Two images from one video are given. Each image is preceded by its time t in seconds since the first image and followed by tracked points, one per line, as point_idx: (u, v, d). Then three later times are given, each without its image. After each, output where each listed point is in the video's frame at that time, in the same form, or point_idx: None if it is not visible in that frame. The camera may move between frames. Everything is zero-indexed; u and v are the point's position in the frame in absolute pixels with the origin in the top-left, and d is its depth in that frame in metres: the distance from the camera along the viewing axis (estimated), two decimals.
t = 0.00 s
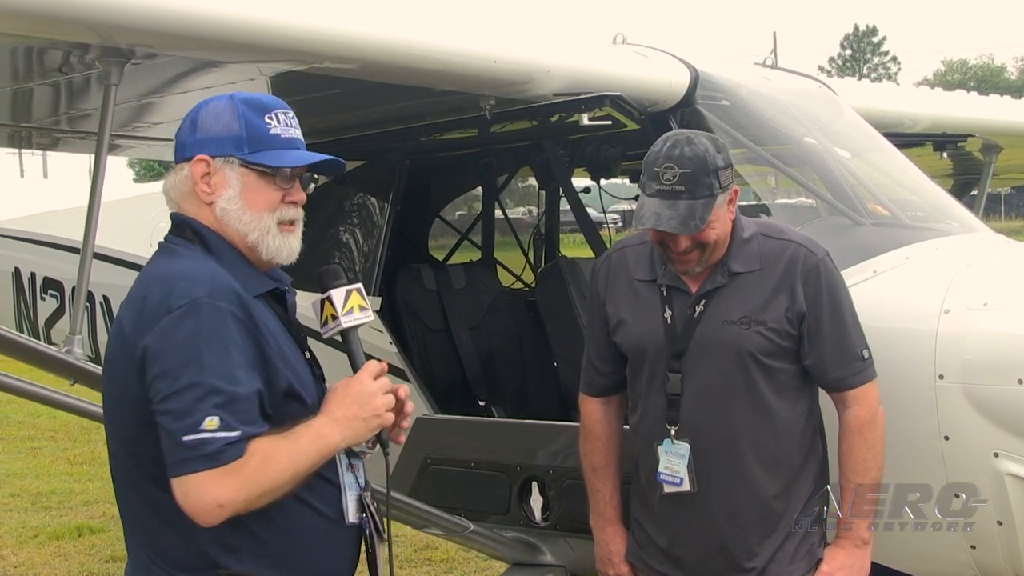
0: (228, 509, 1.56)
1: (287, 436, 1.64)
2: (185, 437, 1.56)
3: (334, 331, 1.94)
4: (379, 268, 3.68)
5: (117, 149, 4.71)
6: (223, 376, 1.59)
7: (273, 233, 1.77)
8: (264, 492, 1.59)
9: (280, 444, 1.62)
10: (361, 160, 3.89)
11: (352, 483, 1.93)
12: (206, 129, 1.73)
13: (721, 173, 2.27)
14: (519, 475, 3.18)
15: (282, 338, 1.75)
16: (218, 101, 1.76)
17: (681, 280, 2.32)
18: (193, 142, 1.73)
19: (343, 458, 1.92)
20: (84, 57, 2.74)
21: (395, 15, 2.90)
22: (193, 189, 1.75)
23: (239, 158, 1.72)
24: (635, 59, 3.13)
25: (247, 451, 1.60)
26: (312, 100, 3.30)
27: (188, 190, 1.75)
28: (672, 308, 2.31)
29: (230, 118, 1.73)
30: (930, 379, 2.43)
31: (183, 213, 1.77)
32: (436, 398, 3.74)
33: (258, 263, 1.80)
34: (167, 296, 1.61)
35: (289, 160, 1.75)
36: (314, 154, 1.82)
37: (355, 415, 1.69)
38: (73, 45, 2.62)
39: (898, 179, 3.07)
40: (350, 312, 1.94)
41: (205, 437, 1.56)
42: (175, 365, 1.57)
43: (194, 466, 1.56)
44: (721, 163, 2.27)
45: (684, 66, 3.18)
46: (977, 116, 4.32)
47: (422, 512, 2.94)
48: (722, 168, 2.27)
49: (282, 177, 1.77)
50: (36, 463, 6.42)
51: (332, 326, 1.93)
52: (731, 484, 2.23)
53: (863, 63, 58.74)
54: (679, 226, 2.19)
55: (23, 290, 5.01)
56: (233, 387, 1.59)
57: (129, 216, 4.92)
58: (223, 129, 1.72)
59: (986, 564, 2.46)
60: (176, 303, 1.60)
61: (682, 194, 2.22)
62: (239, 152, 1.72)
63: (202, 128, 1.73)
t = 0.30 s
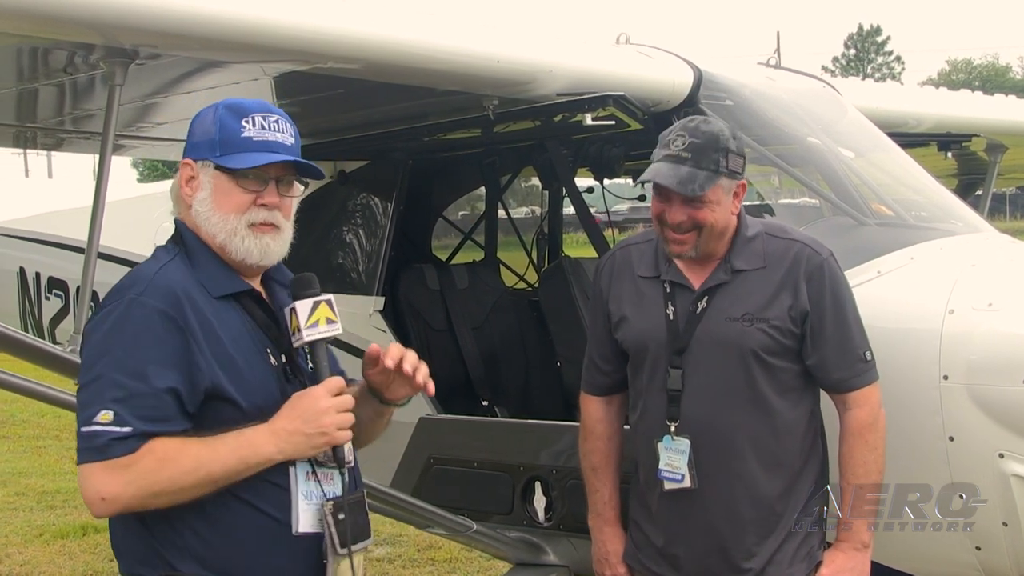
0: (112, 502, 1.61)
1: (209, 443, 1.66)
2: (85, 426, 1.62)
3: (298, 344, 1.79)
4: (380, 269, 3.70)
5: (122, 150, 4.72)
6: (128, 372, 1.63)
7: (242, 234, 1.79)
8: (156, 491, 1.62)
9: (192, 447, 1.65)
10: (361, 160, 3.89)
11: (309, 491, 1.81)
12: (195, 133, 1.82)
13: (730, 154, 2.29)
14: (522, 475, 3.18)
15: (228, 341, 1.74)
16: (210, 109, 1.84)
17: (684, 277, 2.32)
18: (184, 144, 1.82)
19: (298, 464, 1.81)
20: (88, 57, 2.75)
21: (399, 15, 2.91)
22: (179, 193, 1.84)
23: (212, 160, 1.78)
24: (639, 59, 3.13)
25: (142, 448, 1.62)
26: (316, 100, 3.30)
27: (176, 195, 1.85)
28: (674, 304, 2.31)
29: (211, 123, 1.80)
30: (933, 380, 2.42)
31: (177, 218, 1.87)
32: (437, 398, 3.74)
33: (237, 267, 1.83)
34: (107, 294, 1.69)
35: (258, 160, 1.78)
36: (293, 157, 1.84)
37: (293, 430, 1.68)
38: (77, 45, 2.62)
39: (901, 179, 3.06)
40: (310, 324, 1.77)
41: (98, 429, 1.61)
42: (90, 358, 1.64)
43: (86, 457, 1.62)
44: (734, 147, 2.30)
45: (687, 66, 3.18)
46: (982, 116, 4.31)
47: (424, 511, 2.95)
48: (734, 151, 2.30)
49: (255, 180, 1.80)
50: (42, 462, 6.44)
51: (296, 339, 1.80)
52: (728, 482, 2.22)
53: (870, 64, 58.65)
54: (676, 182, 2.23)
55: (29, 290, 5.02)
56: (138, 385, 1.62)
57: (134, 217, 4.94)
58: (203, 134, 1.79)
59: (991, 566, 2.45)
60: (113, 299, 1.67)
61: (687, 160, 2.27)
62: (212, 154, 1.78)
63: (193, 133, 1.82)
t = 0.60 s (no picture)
0: (100, 493, 1.66)
1: (200, 440, 1.68)
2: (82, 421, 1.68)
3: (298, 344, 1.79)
4: (402, 268, 3.73)
5: (142, 150, 4.74)
6: (122, 367, 1.67)
7: (251, 237, 1.79)
8: (141, 485, 1.66)
9: (181, 444, 1.67)
10: (383, 160, 3.92)
11: (309, 492, 1.81)
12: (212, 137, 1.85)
13: (760, 140, 2.35)
14: (543, 475, 3.18)
15: (228, 339, 1.74)
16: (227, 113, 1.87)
17: (705, 271, 2.32)
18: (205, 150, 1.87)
19: (300, 464, 1.81)
20: (111, 58, 2.75)
21: (422, 15, 2.91)
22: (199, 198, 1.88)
23: (223, 164, 1.81)
24: (660, 59, 3.12)
25: (130, 443, 1.66)
26: (337, 100, 3.31)
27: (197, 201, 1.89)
28: (694, 298, 2.31)
29: (224, 127, 1.83)
30: (956, 381, 2.41)
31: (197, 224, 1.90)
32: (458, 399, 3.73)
33: (249, 271, 1.83)
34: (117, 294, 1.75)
35: (263, 164, 1.79)
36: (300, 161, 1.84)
37: (285, 429, 1.69)
38: (101, 46, 2.62)
39: (923, 179, 3.05)
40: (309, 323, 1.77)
41: (91, 423, 1.66)
42: (93, 354, 1.70)
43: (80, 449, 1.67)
44: (764, 136, 2.37)
45: (708, 66, 3.18)
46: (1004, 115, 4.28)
47: (445, 511, 2.95)
48: (764, 141, 2.37)
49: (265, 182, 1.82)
50: (63, 461, 6.46)
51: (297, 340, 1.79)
52: (742, 480, 2.22)
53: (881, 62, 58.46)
54: (699, 149, 2.30)
55: (50, 290, 5.04)
56: (131, 381, 1.67)
57: (154, 216, 4.96)
58: (218, 138, 1.83)
59: (1015, 567, 2.43)
60: (118, 298, 1.73)
61: (715, 134, 2.33)
62: (224, 158, 1.81)
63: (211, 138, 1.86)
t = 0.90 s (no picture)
0: (121, 491, 1.64)
1: (219, 438, 1.68)
2: (100, 418, 1.67)
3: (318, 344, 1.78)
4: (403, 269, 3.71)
5: (145, 150, 4.74)
6: (142, 364, 1.66)
7: (268, 237, 1.79)
8: (162, 482, 1.65)
9: (202, 442, 1.67)
10: (386, 160, 3.94)
11: (324, 492, 1.82)
12: (231, 135, 1.84)
13: (764, 130, 2.35)
14: (546, 475, 3.18)
15: (246, 338, 1.74)
16: (244, 114, 1.86)
17: (708, 267, 2.32)
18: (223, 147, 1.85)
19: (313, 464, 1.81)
20: (114, 58, 2.75)
21: (427, 15, 2.91)
22: (216, 197, 1.87)
23: (242, 163, 1.80)
24: (662, 59, 3.12)
25: (151, 441, 1.66)
26: (340, 100, 3.31)
27: (213, 198, 1.88)
28: (698, 294, 2.31)
29: (242, 128, 1.82)
30: (959, 380, 2.41)
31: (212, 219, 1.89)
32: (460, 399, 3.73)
33: (265, 269, 1.84)
34: (133, 291, 1.74)
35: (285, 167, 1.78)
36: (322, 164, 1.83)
37: (306, 428, 1.70)
38: (103, 46, 2.62)
39: (926, 179, 3.05)
40: (333, 322, 1.76)
41: (110, 420, 1.65)
42: (110, 351, 1.69)
43: (100, 447, 1.66)
44: (768, 127, 2.37)
45: (712, 66, 3.19)
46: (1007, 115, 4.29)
47: (448, 512, 2.95)
48: (768, 133, 2.37)
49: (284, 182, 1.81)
50: (66, 461, 6.46)
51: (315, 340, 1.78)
52: (746, 477, 2.22)
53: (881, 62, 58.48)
54: (704, 134, 2.31)
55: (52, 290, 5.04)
56: (151, 379, 1.66)
57: (157, 217, 4.96)
58: (236, 140, 1.82)
59: (1016, 567, 2.44)
60: (135, 296, 1.72)
61: (720, 121, 2.33)
62: (242, 159, 1.80)
63: (229, 135, 1.85)
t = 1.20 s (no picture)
0: (172, 498, 1.64)
1: (264, 438, 1.69)
2: (147, 422, 1.65)
3: (353, 342, 1.80)
4: (402, 269, 3.72)
5: (143, 150, 4.73)
6: (190, 366, 1.65)
7: (309, 229, 1.81)
8: (214, 487, 1.65)
9: (248, 442, 1.67)
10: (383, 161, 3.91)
11: (360, 491, 1.84)
12: (241, 133, 1.82)
13: (753, 131, 2.35)
14: (543, 475, 3.18)
15: (284, 337, 1.76)
16: (254, 106, 1.84)
17: (704, 272, 2.32)
18: (231, 146, 1.83)
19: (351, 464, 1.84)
20: (110, 58, 2.75)
21: (423, 15, 2.91)
22: (234, 193, 1.84)
23: (273, 157, 1.79)
24: (660, 59, 3.12)
25: (206, 444, 1.65)
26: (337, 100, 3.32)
27: (229, 195, 1.84)
28: (694, 300, 2.31)
29: (264, 120, 1.81)
30: (956, 381, 2.41)
31: (228, 218, 1.86)
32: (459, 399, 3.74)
33: (298, 260, 1.84)
34: (169, 290, 1.71)
35: (320, 157, 1.80)
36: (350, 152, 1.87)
37: (347, 426, 1.71)
38: (99, 46, 2.62)
39: (923, 179, 3.06)
40: (369, 320, 1.79)
41: (162, 423, 1.64)
42: (153, 353, 1.67)
43: (151, 450, 1.65)
44: (757, 127, 2.37)
45: (709, 66, 3.18)
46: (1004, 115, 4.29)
47: (447, 512, 2.95)
48: (757, 133, 2.37)
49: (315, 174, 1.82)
50: (63, 461, 6.46)
51: (349, 337, 1.80)
52: (751, 480, 2.22)
53: (880, 62, 58.49)
54: (692, 138, 2.31)
55: (50, 290, 5.04)
56: (199, 380, 1.65)
57: (156, 216, 4.96)
58: (259, 133, 1.81)
59: (1013, 567, 2.43)
60: (171, 296, 1.70)
61: (708, 124, 2.34)
62: (272, 151, 1.79)
63: (239, 132, 1.82)
